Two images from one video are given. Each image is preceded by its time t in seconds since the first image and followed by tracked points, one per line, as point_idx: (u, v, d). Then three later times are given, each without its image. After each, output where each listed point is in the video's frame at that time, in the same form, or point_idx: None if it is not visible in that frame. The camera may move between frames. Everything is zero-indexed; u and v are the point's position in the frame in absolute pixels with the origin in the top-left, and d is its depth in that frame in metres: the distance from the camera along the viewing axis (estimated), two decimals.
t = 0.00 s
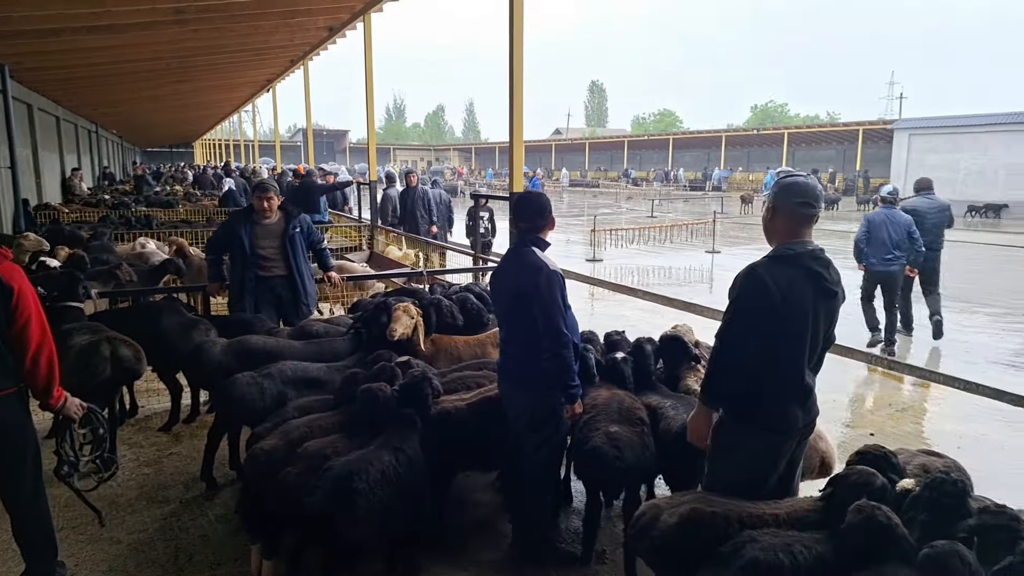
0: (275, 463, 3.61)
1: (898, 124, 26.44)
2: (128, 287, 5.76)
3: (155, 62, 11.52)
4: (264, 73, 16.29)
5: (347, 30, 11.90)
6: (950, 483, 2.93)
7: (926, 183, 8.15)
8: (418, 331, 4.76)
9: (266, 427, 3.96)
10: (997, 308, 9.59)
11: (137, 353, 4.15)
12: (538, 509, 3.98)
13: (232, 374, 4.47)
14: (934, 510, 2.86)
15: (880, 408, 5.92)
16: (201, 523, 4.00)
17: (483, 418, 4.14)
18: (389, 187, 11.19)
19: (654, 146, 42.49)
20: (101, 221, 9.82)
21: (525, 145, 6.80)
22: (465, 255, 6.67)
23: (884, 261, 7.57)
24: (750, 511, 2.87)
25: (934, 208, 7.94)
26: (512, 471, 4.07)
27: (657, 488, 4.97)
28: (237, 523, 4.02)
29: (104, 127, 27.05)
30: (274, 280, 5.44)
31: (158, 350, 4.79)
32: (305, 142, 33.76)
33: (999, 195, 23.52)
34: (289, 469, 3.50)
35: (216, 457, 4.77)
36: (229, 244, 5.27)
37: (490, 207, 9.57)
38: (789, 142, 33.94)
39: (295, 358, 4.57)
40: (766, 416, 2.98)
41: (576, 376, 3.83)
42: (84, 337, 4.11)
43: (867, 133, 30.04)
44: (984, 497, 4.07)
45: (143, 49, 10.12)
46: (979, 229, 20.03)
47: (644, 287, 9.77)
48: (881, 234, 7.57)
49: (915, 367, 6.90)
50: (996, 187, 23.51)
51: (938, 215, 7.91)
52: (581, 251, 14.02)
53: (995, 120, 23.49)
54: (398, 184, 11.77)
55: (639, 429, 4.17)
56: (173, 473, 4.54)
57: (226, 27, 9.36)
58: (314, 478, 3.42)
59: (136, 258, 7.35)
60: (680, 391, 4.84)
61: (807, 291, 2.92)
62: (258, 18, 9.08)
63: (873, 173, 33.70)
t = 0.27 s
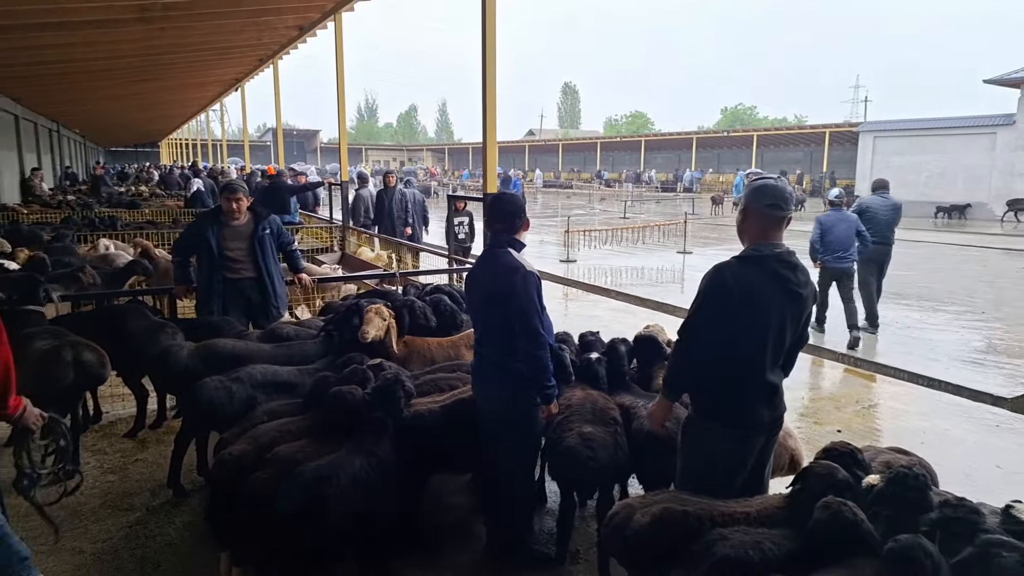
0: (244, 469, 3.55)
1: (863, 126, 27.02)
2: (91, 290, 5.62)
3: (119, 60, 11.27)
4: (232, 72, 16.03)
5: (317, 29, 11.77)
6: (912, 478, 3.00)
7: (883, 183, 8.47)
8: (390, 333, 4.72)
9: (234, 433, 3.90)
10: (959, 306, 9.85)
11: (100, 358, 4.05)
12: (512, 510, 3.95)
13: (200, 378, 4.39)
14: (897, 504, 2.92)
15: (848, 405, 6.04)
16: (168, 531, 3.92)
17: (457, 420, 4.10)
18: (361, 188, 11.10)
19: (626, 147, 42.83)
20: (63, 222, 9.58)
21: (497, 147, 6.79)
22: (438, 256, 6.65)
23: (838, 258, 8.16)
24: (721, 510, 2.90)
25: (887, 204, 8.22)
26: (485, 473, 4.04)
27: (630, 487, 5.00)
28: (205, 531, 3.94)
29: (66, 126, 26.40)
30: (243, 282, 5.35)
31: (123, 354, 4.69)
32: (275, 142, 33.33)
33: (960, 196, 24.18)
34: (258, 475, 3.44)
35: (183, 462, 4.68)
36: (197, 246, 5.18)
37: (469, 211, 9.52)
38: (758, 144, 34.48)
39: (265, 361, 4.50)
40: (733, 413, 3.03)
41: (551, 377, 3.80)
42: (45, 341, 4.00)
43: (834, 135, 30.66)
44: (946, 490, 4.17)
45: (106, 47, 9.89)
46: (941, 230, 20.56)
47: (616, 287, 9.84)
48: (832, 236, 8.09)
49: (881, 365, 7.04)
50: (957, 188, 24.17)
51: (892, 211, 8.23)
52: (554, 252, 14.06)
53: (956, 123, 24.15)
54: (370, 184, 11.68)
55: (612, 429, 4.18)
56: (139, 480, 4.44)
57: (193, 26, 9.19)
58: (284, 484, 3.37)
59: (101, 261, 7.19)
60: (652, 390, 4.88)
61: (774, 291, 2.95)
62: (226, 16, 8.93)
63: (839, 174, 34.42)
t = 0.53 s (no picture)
0: (211, 475, 3.49)
1: (828, 131, 27.62)
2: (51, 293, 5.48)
3: (80, 58, 11.00)
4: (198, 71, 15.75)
5: (286, 29, 11.63)
6: (874, 475, 3.09)
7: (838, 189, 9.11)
8: (361, 336, 4.69)
9: (200, 439, 3.83)
10: (920, 307, 10.10)
11: (61, 362, 3.95)
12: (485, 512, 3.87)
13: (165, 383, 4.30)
14: (861, 501, 3.00)
15: (814, 404, 6.15)
16: (132, 539, 3.83)
17: (429, 422, 4.04)
18: (331, 189, 10.98)
19: (597, 150, 43.13)
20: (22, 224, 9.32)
21: (469, 149, 6.77)
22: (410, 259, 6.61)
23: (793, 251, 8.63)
24: (691, 508, 2.94)
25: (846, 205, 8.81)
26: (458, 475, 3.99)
27: (602, 488, 5.02)
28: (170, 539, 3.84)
29: (25, 125, 25.69)
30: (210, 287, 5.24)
31: (86, 359, 4.58)
32: (244, 143, 32.85)
33: (921, 200, 24.82)
34: (226, 480, 3.40)
35: (148, 469, 4.58)
36: (162, 248, 5.07)
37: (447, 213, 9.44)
38: (727, 148, 35.02)
39: (233, 366, 4.43)
40: (700, 412, 3.06)
41: (524, 378, 3.76)
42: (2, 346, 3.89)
43: (800, 139, 31.25)
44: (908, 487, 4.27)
45: (66, 45, 9.65)
46: (903, 232, 21.10)
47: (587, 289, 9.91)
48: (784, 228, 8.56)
49: (845, 364, 7.19)
50: (919, 191, 24.83)
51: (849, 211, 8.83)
52: (526, 253, 14.11)
53: (916, 129, 24.80)
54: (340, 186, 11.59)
55: (584, 430, 4.18)
56: (101, 488, 4.33)
57: (157, 24, 8.99)
58: (253, 489, 3.35)
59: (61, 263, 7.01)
60: (624, 391, 4.91)
61: (742, 294, 2.98)
62: (191, 15, 8.76)
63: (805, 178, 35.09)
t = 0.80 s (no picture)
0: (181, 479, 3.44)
1: (798, 133, 28.11)
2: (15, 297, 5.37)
3: (44, 56, 10.74)
4: (166, 70, 15.46)
5: (257, 28, 11.47)
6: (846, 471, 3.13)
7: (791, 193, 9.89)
8: (334, 338, 4.65)
9: (171, 443, 3.77)
10: (887, 306, 10.31)
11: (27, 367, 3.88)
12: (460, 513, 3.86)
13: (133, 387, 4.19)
14: (832, 498, 3.04)
15: (785, 401, 6.25)
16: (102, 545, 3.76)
17: (405, 424, 4.00)
18: (304, 190, 10.86)
19: (571, 151, 43.34)
20: None
21: (443, 150, 6.75)
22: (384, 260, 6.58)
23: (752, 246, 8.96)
24: (664, 506, 2.98)
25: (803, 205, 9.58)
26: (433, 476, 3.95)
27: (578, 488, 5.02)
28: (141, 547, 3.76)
29: None
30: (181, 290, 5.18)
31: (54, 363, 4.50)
32: (214, 143, 32.35)
33: (887, 200, 25.37)
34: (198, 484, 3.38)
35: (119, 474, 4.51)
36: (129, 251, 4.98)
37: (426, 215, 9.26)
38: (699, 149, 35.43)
39: (204, 369, 4.37)
40: (677, 411, 3.10)
41: (500, 379, 3.76)
42: None
43: (770, 140, 31.71)
44: (876, 482, 4.37)
45: (28, 43, 9.42)
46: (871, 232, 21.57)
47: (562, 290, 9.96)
48: (747, 225, 8.79)
49: (815, 362, 7.33)
50: (886, 192, 25.39)
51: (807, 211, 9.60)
52: (501, 254, 14.12)
53: (883, 130, 25.31)
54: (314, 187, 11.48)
55: (560, 429, 4.19)
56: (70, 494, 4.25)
57: (123, 22, 8.80)
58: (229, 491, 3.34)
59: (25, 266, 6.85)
60: (600, 391, 4.92)
61: (717, 292, 3.02)
62: (158, 13, 8.60)
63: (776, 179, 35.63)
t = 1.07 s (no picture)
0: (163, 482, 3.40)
1: (776, 133, 28.45)
2: None
3: (17, 55, 10.57)
4: (141, 69, 15.24)
5: (235, 26, 11.35)
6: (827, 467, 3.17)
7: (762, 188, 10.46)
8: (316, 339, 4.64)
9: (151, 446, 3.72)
10: (865, 304, 10.47)
11: None
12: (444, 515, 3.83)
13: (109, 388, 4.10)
14: (813, 495, 3.10)
15: (765, 399, 6.32)
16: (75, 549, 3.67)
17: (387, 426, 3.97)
18: (283, 191, 10.77)
19: (553, 151, 43.46)
20: None
21: (424, 150, 6.74)
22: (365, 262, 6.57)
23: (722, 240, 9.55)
24: (648, 504, 2.99)
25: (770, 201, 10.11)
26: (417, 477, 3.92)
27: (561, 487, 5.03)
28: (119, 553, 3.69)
29: None
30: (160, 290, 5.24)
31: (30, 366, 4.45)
32: (192, 143, 31.94)
33: (864, 200, 25.76)
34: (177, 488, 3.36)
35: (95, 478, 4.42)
36: (108, 251, 5.05)
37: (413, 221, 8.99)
38: (680, 149, 35.72)
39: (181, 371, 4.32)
40: (660, 410, 3.12)
41: (483, 379, 3.76)
42: None
43: (749, 141, 32.03)
44: (855, 478, 4.45)
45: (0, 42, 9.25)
46: (848, 231, 21.90)
47: (544, 290, 10.00)
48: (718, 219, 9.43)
49: (794, 360, 7.44)
50: (862, 192, 25.79)
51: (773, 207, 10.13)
52: (483, 254, 14.12)
53: (860, 131, 25.67)
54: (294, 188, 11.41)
55: (543, 429, 4.20)
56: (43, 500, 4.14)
57: (97, 20, 8.66)
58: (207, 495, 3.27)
59: None
60: (581, 391, 4.94)
61: (697, 290, 3.07)
62: (134, 11, 8.49)
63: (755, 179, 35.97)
